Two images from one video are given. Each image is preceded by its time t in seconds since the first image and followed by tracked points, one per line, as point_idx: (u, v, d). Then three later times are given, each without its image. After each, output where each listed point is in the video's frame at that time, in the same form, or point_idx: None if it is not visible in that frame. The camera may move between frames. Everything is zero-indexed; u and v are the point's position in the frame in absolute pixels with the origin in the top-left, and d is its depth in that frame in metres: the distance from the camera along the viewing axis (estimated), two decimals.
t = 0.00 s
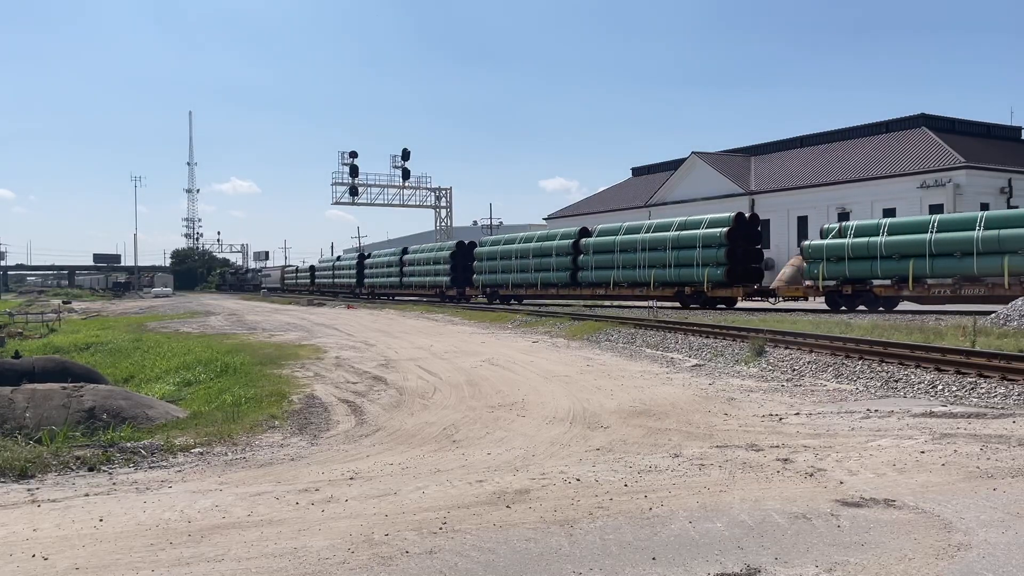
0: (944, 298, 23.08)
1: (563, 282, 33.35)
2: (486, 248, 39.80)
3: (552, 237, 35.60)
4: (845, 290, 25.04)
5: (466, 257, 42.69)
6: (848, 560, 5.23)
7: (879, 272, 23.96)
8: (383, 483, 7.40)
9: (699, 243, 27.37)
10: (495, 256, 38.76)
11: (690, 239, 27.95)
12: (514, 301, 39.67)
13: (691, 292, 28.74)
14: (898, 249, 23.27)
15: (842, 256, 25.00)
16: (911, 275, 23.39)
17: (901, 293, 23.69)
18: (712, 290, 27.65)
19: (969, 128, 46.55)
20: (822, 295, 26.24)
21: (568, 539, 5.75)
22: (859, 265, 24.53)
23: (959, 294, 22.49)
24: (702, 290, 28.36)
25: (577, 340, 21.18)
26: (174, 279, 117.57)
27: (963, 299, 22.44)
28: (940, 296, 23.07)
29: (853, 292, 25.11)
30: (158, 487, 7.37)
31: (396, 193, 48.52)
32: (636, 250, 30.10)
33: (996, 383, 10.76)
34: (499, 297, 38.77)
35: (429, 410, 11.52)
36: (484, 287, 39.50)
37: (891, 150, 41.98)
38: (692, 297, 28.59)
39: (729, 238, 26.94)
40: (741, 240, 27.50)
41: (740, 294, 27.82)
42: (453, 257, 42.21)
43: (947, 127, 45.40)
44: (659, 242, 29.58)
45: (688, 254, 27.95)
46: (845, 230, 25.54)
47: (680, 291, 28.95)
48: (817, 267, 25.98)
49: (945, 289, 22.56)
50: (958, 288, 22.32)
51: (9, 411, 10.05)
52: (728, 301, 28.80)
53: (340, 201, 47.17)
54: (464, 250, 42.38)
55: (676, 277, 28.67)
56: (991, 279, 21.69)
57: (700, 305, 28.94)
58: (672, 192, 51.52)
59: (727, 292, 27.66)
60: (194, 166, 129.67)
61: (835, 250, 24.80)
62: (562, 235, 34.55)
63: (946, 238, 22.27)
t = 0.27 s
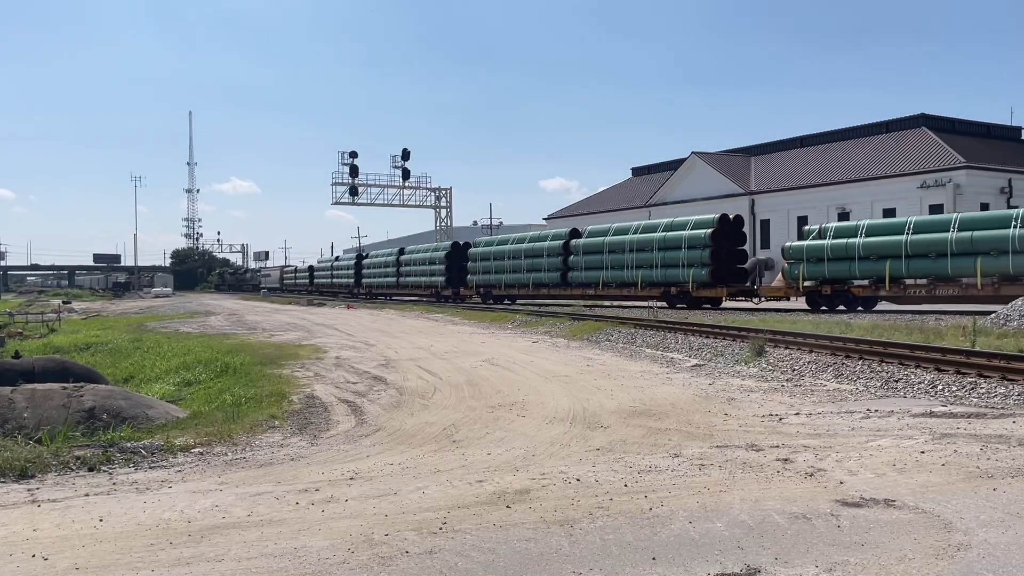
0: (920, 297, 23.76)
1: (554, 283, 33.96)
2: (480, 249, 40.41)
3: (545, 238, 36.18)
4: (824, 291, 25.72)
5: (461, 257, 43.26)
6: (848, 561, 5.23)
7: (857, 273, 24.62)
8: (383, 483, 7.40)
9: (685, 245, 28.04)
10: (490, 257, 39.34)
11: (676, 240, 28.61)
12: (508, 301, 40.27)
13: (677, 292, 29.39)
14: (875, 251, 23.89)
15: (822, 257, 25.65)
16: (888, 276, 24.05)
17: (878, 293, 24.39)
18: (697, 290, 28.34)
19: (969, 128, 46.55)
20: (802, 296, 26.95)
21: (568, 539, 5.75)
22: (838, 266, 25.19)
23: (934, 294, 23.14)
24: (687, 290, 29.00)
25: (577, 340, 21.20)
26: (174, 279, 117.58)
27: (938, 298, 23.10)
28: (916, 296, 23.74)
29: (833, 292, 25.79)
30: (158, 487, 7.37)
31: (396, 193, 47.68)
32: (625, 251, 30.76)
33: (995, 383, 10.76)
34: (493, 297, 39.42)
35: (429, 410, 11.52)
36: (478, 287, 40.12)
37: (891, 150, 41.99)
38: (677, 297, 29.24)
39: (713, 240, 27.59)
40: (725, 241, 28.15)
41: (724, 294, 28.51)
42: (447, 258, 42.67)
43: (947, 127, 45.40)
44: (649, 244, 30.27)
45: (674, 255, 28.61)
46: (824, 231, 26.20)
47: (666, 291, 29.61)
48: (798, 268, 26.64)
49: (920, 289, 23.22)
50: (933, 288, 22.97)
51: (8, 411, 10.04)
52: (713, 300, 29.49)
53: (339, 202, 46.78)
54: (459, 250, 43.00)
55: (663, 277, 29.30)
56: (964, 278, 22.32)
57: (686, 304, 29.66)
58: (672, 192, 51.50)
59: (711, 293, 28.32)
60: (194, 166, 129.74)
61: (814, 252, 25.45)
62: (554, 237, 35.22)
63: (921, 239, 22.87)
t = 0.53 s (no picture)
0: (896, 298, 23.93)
1: (546, 283, 34.30)
2: (474, 249, 40.78)
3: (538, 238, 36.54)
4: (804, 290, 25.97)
5: (456, 258, 43.63)
6: (848, 561, 5.23)
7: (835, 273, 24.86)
8: (383, 483, 7.40)
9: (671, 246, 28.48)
10: (484, 257, 39.66)
11: (662, 241, 29.11)
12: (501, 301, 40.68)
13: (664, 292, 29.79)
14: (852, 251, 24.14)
15: (802, 257, 25.91)
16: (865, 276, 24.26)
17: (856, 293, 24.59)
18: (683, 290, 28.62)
19: (969, 128, 46.56)
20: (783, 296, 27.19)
21: (568, 539, 5.75)
22: (818, 266, 25.44)
23: (909, 294, 23.32)
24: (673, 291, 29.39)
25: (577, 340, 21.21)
26: (174, 279, 117.63)
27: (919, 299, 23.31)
28: (892, 296, 23.92)
29: (812, 292, 26.01)
30: (158, 487, 7.37)
31: (396, 194, 48.19)
32: (614, 251, 31.18)
33: (996, 383, 10.76)
34: (486, 297, 39.82)
35: (429, 410, 11.52)
36: (471, 287, 40.53)
37: (890, 151, 41.99)
38: (663, 297, 29.64)
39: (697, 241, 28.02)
40: (710, 242, 28.57)
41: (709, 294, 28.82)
42: (443, 258, 42.98)
43: (947, 127, 45.40)
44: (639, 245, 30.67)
45: (661, 256, 28.99)
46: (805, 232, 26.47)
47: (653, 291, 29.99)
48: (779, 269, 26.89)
49: (896, 289, 23.40)
50: (908, 288, 23.14)
51: (9, 411, 10.05)
52: (699, 302, 29.76)
53: (340, 202, 46.91)
54: (454, 251, 43.37)
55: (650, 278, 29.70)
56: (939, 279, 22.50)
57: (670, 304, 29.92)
58: (672, 192, 51.48)
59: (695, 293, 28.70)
60: (194, 166, 129.81)
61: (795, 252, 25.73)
62: (545, 238, 35.64)
63: (897, 240, 23.10)
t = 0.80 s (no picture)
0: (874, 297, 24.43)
1: (537, 283, 34.66)
2: (468, 250, 41.07)
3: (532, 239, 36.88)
4: (785, 290, 26.39)
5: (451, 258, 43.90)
6: (848, 561, 5.23)
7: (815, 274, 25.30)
8: (383, 483, 7.40)
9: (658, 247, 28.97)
10: (478, 258, 39.97)
11: (649, 242, 29.61)
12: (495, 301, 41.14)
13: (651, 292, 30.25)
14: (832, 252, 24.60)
15: (784, 258, 26.32)
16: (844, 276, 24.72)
17: (835, 293, 25.07)
18: (668, 290, 29.13)
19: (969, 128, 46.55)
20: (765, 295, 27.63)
21: (568, 539, 5.76)
22: (798, 267, 25.87)
23: (887, 294, 23.79)
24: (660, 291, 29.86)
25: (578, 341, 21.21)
26: (174, 278, 117.65)
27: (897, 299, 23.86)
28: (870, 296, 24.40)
29: (794, 292, 26.45)
30: (158, 487, 7.37)
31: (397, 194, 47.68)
32: (604, 253, 31.63)
33: (996, 383, 10.76)
34: (479, 297, 40.26)
35: (429, 410, 11.53)
36: (466, 287, 40.98)
37: (890, 151, 41.99)
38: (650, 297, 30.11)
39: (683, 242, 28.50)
40: (695, 243, 29.06)
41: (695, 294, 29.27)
42: (439, 258, 43.28)
43: (947, 127, 45.39)
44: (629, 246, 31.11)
45: (648, 257, 29.50)
46: (786, 233, 26.87)
47: (641, 292, 30.47)
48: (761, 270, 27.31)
49: (873, 289, 23.88)
50: (886, 288, 23.62)
51: (9, 411, 10.05)
52: (686, 301, 30.32)
53: (340, 202, 46.59)
54: (449, 252, 43.40)
55: (637, 278, 30.17)
56: (915, 280, 22.97)
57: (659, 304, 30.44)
58: (672, 192, 51.51)
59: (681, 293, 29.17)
60: (194, 166, 129.84)
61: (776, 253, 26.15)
62: (537, 238, 36.08)
63: (875, 242, 23.53)
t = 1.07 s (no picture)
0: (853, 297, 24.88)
1: (529, 283, 35.01)
2: (463, 250, 41.41)
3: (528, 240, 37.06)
4: (767, 290, 26.88)
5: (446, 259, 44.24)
6: (848, 561, 5.23)
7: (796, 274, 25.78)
8: (383, 483, 7.40)
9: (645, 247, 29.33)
10: (473, 258, 40.27)
11: (636, 242, 29.95)
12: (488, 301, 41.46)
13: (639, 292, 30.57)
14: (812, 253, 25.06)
15: (765, 259, 26.76)
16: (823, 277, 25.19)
17: (815, 293, 25.55)
18: (654, 291, 29.50)
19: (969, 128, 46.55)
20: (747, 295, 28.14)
21: (568, 539, 5.76)
22: (779, 267, 26.36)
23: (865, 294, 24.24)
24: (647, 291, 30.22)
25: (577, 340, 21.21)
26: (174, 278, 117.67)
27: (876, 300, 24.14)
28: (849, 296, 24.86)
29: (775, 292, 26.95)
30: (158, 487, 7.37)
31: (397, 194, 47.94)
32: (594, 254, 31.97)
33: (996, 383, 10.76)
34: (474, 297, 40.58)
35: (429, 410, 11.53)
36: (460, 287, 41.33)
37: (890, 150, 41.99)
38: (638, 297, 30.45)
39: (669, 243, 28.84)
40: (681, 244, 29.42)
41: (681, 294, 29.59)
42: (434, 259, 43.64)
43: (947, 128, 45.39)
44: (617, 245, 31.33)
45: (636, 258, 29.87)
46: (768, 233, 27.35)
47: (629, 292, 30.81)
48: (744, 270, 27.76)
49: (851, 289, 24.34)
50: (863, 288, 24.07)
51: (9, 411, 10.05)
52: (673, 301, 30.63)
53: (340, 202, 46.60)
54: (445, 252, 43.92)
55: (626, 278, 30.50)
56: (891, 280, 23.39)
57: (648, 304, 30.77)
58: (672, 192, 51.48)
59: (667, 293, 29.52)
60: (194, 166, 129.86)
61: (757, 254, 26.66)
62: (529, 239, 36.41)
63: (852, 243, 23.97)
